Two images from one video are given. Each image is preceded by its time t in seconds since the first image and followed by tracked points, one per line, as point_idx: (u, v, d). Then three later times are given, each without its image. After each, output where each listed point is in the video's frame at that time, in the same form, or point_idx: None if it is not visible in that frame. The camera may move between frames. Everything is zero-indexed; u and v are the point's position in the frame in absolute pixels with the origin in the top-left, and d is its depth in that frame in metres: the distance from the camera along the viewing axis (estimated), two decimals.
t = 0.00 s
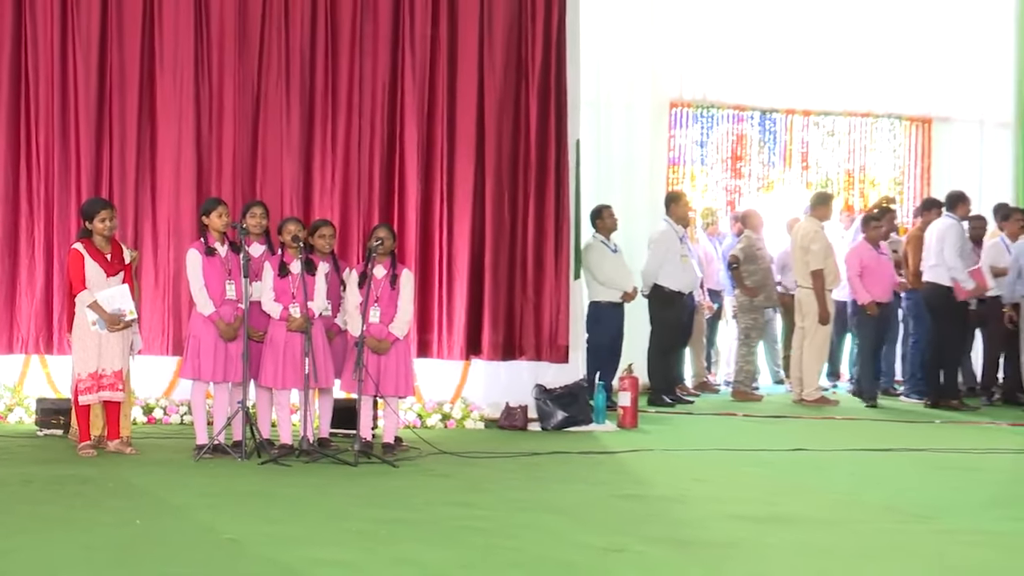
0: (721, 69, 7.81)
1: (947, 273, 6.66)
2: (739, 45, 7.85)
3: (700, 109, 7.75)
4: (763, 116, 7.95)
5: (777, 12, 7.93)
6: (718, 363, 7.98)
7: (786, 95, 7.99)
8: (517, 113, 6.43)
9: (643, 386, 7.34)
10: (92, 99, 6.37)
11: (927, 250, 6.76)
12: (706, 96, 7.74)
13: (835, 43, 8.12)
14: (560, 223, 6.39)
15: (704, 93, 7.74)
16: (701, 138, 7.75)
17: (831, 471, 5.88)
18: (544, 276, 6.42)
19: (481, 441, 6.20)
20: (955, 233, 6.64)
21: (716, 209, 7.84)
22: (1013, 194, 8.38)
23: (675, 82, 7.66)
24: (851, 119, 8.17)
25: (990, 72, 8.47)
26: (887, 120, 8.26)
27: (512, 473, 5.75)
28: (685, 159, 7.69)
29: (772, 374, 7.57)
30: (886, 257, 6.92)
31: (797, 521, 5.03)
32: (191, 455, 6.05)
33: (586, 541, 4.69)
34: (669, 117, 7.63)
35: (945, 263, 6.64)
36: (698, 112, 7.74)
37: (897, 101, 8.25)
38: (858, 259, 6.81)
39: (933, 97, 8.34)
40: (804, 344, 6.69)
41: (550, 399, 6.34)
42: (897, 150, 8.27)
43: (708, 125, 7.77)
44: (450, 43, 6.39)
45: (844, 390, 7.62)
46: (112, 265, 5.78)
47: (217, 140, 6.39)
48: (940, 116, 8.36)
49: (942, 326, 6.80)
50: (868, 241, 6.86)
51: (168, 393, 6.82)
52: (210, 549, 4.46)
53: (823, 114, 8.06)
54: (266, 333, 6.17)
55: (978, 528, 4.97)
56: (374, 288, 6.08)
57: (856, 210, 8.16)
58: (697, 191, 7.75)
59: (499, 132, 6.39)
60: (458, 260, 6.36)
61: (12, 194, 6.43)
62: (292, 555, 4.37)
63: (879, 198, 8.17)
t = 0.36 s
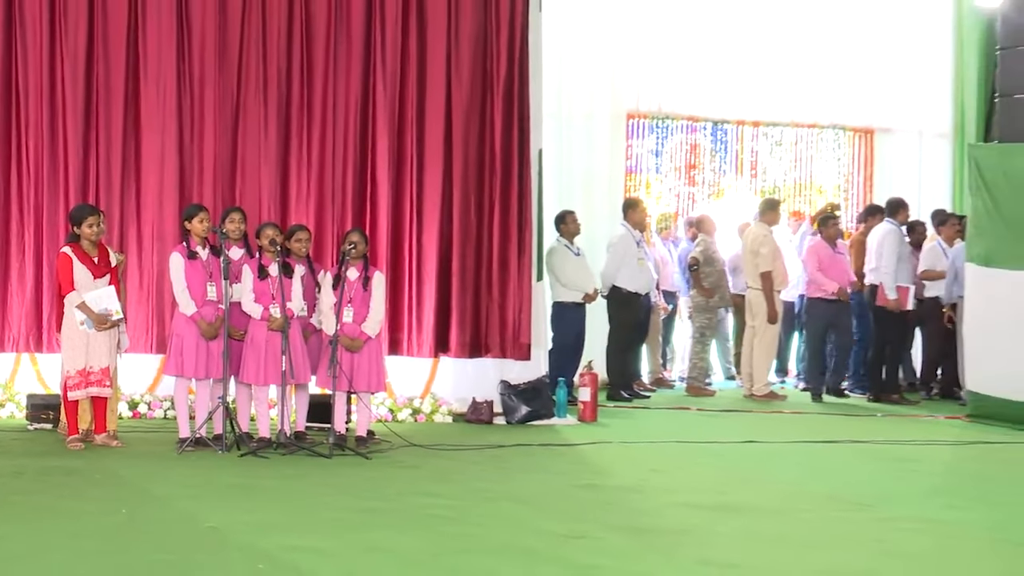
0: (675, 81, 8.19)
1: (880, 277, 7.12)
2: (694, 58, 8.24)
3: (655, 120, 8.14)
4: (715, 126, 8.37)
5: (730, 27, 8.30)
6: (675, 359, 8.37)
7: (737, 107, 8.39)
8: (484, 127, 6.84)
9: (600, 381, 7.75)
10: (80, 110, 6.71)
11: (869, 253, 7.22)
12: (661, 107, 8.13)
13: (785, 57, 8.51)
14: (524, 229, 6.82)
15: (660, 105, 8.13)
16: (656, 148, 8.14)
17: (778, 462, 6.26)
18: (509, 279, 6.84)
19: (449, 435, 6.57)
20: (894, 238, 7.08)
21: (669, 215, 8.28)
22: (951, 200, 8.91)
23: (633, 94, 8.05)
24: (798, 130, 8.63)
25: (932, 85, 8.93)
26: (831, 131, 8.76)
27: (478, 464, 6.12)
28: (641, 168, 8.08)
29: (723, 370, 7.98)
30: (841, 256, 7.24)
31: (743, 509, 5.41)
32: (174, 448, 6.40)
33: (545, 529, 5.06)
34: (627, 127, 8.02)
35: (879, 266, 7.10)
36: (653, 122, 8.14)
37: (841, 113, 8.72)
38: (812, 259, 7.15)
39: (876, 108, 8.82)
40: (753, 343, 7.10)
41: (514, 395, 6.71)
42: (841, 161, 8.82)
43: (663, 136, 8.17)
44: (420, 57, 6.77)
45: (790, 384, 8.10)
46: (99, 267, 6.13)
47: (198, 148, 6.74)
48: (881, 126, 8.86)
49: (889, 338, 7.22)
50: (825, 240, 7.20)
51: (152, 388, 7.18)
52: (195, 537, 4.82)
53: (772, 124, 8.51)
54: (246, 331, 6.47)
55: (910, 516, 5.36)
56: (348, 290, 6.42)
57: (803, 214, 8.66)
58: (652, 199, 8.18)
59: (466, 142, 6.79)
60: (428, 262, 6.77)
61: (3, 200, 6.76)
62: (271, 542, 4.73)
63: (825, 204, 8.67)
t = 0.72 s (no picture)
0: (632, 95, 8.61)
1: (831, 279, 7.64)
2: (652, 73, 8.68)
3: (615, 132, 8.54)
4: (671, 138, 8.77)
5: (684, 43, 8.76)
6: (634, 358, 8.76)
7: (692, 119, 8.80)
8: (453, 140, 7.27)
9: (563, 379, 8.16)
10: (69, 123, 7.07)
11: (814, 258, 7.70)
12: (620, 120, 8.54)
13: (738, 71, 8.95)
14: (491, 235, 7.26)
15: (619, 118, 8.54)
16: (615, 158, 8.55)
17: (731, 455, 6.65)
18: (476, 282, 7.28)
19: (421, 430, 6.95)
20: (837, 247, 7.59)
21: (627, 223, 8.63)
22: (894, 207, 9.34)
23: (593, 108, 8.45)
24: (749, 141, 9.03)
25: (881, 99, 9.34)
26: (780, 142, 9.17)
27: (447, 457, 6.50)
28: (601, 177, 8.49)
29: (680, 368, 8.39)
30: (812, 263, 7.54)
31: (697, 500, 5.79)
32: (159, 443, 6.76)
33: (512, 518, 5.43)
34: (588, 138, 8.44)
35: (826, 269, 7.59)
36: (613, 134, 8.54)
37: (789, 124, 9.14)
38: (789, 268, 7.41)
39: (824, 122, 9.27)
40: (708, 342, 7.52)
41: (482, 392, 7.11)
42: (790, 172, 9.22)
43: (621, 147, 8.58)
44: (392, 73, 7.17)
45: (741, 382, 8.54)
46: (87, 271, 6.49)
47: (182, 158, 7.11)
48: (829, 138, 9.31)
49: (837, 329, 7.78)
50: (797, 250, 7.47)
51: (138, 386, 7.54)
52: (184, 526, 5.17)
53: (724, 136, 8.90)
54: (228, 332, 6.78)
55: (854, 507, 5.76)
56: (325, 292, 6.77)
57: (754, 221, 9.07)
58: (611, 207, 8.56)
59: (436, 154, 7.21)
60: (400, 266, 7.18)
61: None
62: (252, 531, 5.09)
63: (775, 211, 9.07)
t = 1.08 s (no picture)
0: (601, 109, 9.06)
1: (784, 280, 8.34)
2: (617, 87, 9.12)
3: (584, 143, 9.00)
4: (636, 150, 9.26)
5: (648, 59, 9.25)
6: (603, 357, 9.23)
7: (658, 131, 9.29)
8: (431, 152, 7.72)
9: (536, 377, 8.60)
10: (68, 134, 7.46)
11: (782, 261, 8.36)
12: (589, 133, 8.99)
13: (704, 84, 9.50)
14: (466, 241, 7.72)
15: (589, 131, 8.99)
16: (585, 168, 9.03)
17: (693, 449, 7.06)
18: (453, 286, 7.73)
19: (401, 425, 7.35)
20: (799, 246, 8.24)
21: (596, 230, 9.08)
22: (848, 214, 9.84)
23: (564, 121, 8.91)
24: (711, 152, 9.59)
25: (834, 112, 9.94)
26: (741, 154, 9.72)
27: (425, 451, 6.90)
28: (572, 187, 8.97)
29: (645, 367, 8.84)
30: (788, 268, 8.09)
31: (661, 492, 6.19)
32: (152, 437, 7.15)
33: (487, 509, 5.82)
34: (558, 150, 8.89)
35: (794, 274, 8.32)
36: (582, 146, 9.00)
37: (749, 138, 9.70)
38: (780, 270, 7.91)
39: (781, 134, 9.84)
40: (672, 342, 7.99)
41: (458, 389, 7.54)
42: (749, 183, 9.78)
43: (590, 157, 9.04)
44: (373, 88, 7.62)
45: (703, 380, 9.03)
46: (84, 274, 6.88)
47: (175, 168, 7.51)
48: (785, 151, 9.87)
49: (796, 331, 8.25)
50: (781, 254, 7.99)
51: (132, 382, 7.94)
52: (180, 516, 5.54)
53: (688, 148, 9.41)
54: (217, 332, 7.16)
55: (808, 499, 6.17)
56: (309, 295, 7.15)
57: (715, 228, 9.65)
58: (580, 214, 9.01)
59: (415, 165, 7.67)
60: (381, 270, 7.62)
61: None
62: (241, 520, 5.46)
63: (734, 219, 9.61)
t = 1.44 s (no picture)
0: (568, 124, 9.68)
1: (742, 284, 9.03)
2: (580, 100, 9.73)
3: (552, 155, 9.62)
4: (602, 162, 9.89)
5: (608, 71, 9.85)
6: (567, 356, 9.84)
7: (620, 144, 9.91)
8: (407, 165, 8.20)
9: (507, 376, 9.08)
10: (62, 146, 7.87)
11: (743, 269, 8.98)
12: (557, 146, 9.61)
13: (665, 97, 10.14)
14: (440, 248, 8.17)
15: (555, 144, 9.60)
16: (552, 179, 9.65)
17: (654, 444, 7.50)
18: (427, 291, 8.19)
19: (379, 422, 7.78)
20: (759, 258, 8.86)
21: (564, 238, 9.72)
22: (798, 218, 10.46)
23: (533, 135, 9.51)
24: (671, 165, 10.24)
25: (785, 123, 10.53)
26: (698, 166, 10.36)
27: (401, 447, 7.32)
28: (540, 197, 9.57)
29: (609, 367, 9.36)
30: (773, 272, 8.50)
31: (622, 485, 6.61)
32: (142, 434, 7.55)
33: (460, 501, 6.23)
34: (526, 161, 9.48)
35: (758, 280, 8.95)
36: (550, 158, 9.63)
37: (706, 151, 10.36)
38: (778, 270, 8.34)
39: (735, 147, 10.45)
40: (635, 343, 8.46)
41: (432, 387, 8.00)
42: (706, 192, 10.42)
43: (557, 169, 9.67)
44: (352, 104, 8.10)
45: (663, 379, 9.61)
46: (78, 279, 7.29)
47: (163, 179, 7.94)
48: (740, 163, 10.49)
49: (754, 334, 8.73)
50: (769, 257, 8.41)
51: (122, 382, 8.36)
52: (170, 509, 5.93)
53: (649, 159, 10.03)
54: (203, 334, 7.56)
55: (762, 490, 6.60)
56: (291, 299, 7.57)
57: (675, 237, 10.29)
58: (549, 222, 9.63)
59: (392, 175, 8.12)
60: (358, 276, 8.07)
61: None
62: (227, 513, 5.85)
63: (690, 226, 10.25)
